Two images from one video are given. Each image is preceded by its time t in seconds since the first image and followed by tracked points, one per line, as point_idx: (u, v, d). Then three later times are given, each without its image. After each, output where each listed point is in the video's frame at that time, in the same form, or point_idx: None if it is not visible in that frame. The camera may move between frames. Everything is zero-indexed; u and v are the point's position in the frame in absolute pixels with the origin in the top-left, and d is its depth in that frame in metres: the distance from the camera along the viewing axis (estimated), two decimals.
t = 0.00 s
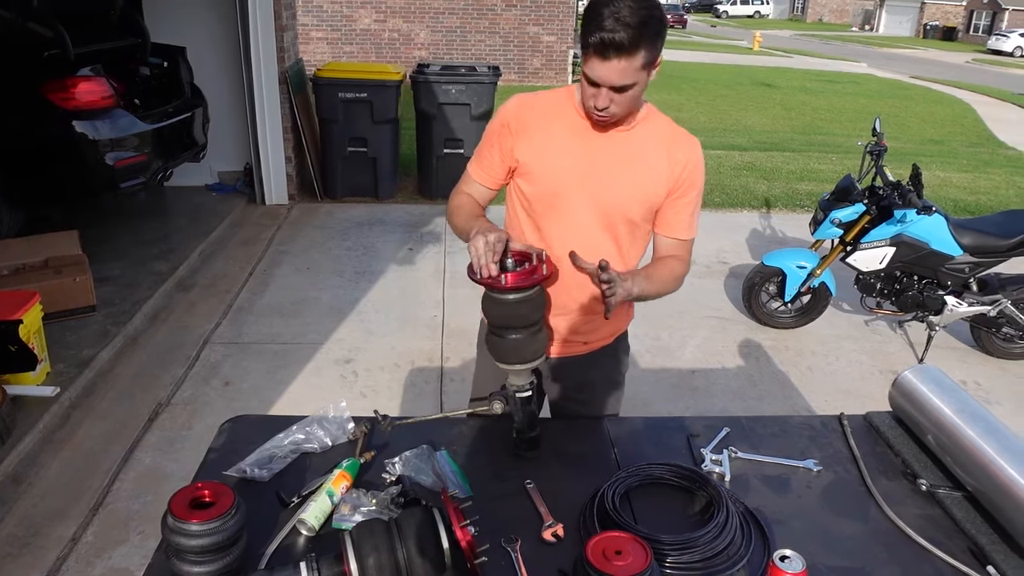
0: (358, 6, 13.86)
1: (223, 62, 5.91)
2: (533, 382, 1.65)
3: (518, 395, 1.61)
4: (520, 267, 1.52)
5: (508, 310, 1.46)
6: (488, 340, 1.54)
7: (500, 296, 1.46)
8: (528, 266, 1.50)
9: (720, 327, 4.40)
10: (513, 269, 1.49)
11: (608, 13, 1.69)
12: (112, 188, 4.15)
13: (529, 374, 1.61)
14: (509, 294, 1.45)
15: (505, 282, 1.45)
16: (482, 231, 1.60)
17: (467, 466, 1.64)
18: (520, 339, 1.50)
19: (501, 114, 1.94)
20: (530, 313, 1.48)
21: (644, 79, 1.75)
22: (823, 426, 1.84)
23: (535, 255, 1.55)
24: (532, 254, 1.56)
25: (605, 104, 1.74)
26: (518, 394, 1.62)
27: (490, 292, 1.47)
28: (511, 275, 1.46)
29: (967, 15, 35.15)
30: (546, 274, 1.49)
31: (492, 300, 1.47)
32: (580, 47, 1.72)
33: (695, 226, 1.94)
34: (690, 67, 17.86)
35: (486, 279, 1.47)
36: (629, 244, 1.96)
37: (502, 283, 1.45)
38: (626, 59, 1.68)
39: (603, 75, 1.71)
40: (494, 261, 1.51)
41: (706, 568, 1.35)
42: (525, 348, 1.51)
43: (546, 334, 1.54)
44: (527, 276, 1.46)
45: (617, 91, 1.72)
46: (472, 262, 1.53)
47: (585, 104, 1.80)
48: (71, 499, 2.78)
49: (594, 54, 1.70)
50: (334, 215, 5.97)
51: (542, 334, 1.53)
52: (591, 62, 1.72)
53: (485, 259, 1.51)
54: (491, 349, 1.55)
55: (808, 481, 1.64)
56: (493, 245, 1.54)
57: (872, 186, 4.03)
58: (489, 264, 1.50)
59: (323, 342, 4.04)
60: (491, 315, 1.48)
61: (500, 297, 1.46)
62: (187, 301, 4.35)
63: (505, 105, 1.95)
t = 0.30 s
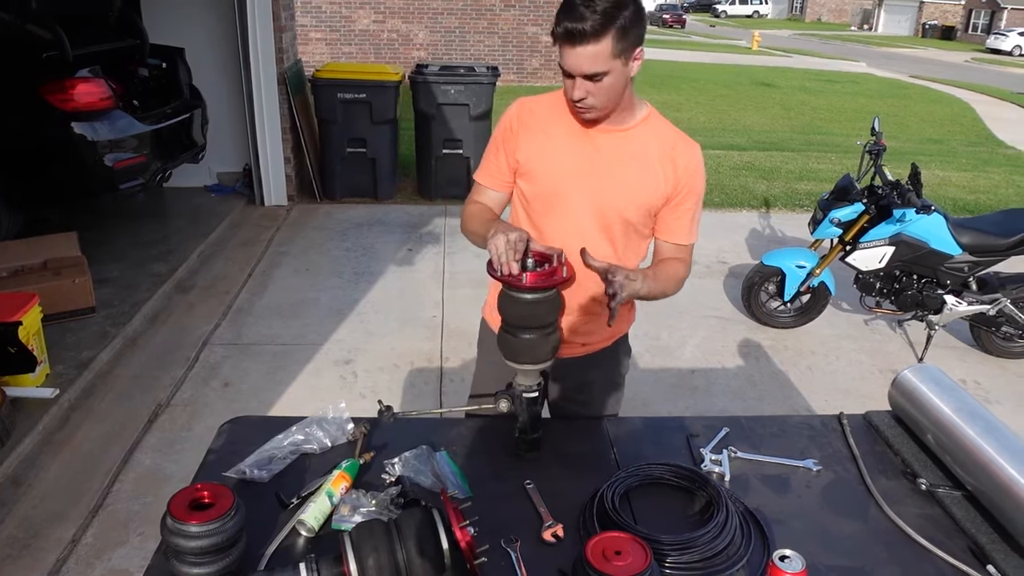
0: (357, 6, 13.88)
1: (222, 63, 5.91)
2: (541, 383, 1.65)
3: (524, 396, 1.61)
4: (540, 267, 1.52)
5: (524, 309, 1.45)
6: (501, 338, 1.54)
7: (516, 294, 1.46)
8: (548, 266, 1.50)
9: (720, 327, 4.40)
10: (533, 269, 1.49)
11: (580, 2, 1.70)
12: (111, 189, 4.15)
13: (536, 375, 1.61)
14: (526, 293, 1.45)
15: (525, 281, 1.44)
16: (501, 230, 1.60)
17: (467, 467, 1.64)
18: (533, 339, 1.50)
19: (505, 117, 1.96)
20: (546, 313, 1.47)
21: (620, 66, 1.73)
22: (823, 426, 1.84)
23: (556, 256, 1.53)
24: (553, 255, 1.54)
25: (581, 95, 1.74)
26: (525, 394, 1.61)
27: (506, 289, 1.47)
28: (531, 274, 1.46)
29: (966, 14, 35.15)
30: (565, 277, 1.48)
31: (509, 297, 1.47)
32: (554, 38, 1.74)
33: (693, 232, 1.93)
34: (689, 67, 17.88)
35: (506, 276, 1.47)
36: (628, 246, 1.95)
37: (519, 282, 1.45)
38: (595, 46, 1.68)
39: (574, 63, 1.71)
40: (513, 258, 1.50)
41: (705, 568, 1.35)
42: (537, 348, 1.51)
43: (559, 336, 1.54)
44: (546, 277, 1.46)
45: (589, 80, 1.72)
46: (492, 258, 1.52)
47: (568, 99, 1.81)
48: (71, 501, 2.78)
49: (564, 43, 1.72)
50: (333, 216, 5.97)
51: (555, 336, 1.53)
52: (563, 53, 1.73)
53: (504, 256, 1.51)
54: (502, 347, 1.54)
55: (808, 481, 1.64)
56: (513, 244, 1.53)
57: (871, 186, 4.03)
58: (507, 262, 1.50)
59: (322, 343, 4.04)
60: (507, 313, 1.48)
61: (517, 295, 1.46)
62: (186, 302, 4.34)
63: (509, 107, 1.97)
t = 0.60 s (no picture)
0: (355, 7, 13.88)
1: (220, 64, 5.91)
2: (540, 384, 1.65)
3: (524, 397, 1.61)
4: (541, 268, 1.52)
5: (524, 310, 1.45)
6: (501, 340, 1.54)
7: (516, 296, 1.46)
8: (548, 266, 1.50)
9: (719, 326, 4.40)
10: (533, 270, 1.49)
11: None
12: (110, 190, 4.14)
13: (537, 376, 1.61)
14: (525, 295, 1.45)
15: (524, 282, 1.44)
16: (503, 232, 1.63)
17: (466, 468, 1.64)
18: (533, 341, 1.50)
19: (505, 117, 1.97)
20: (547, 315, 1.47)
21: (622, 58, 1.73)
22: (823, 425, 1.84)
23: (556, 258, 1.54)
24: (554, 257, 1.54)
25: (586, 88, 1.74)
26: (525, 395, 1.61)
27: (506, 290, 1.47)
28: (531, 275, 1.45)
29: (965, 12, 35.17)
30: (564, 279, 1.48)
31: (509, 298, 1.47)
32: (555, 34, 1.74)
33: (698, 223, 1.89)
34: (688, 66, 17.87)
35: (506, 276, 1.47)
36: (628, 243, 1.94)
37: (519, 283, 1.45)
38: (597, 37, 1.68)
39: (576, 57, 1.71)
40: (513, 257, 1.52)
41: (705, 568, 1.35)
42: (537, 349, 1.51)
43: (560, 338, 1.53)
44: (546, 278, 1.45)
45: (594, 73, 1.72)
46: (493, 258, 1.54)
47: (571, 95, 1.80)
48: (70, 502, 2.77)
49: (566, 38, 1.72)
50: (333, 216, 5.97)
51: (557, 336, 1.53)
52: (565, 47, 1.73)
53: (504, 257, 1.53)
54: (502, 349, 1.54)
55: (808, 481, 1.64)
56: (515, 245, 1.55)
57: (871, 184, 4.03)
58: (507, 262, 1.51)
59: (322, 344, 4.04)
60: (507, 314, 1.48)
61: (516, 297, 1.46)
62: (185, 303, 4.34)
63: (509, 108, 1.98)
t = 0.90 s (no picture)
0: (355, 8, 13.90)
1: (220, 65, 5.91)
2: (542, 384, 1.65)
3: (525, 397, 1.61)
4: (544, 267, 1.51)
5: (526, 309, 1.45)
6: (503, 339, 1.54)
7: (517, 295, 1.45)
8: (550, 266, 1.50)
9: (719, 326, 4.39)
10: (536, 270, 1.48)
11: None
12: (110, 192, 4.13)
13: (538, 376, 1.61)
14: (526, 295, 1.45)
15: (527, 281, 1.44)
16: (501, 233, 1.63)
17: (467, 469, 1.64)
18: (535, 341, 1.49)
19: (504, 119, 1.97)
20: (549, 315, 1.46)
21: (619, 43, 1.73)
22: (823, 425, 1.84)
23: (558, 258, 1.54)
24: (556, 257, 1.54)
25: (585, 74, 1.74)
26: (526, 395, 1.61)
27: (508, 289, 1.47)
28: (533, 274, 1.45)
29: (964, 11, 35.21)
30: (568, 277, 1.48)
31: (511, 298, 1.46)
32: (550, 21, 1.74)
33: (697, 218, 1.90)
34: (688, 66, 17.86)
35: (509, 277, 1.46)
36: (629, 240, 1.94)
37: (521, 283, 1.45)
38: (594, 21, 1.68)
39: (574, 43, 1.71)
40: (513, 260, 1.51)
41: (707, 568, 1.34)
42: (540, 348, 1.51)
43: (563, 335, 1.53)
44: (548, 277, 1.45)
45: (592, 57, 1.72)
46: (495, 259, 1.54)
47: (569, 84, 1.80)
48: (71, 504, 2.77)
49: (562, 24, 1.72)
50: (333, 217, 5.97)
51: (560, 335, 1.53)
52: (561, 33, 1.72)
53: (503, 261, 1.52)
54: (505, 349, 1.54)
55: (809, 481, 1.64)
56: (516, 246, 1.55)
57: (871, 184, 4.03)
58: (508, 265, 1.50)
59: (322, 345, 4.04)
60: (510, 314, 1.47)
61: (517, 297, 1.45)
62: (185, 304, 4.34)
63: (507, 110, 1.98)
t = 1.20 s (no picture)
0: (355, 9, 13.92)
1: (219, 67, 5.91)
2: (543, 386, 1.65)
3: (527, 398, 1.61)
4: (545, 268, 1.51)
5: (528, 311, 1.45)
6: (504, 340, 1.54)
7: (518, 295, 1.45)
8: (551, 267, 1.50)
9: (720, 327, 4.39)
10: (537, 271, 1.48)
11: None
12: (110, 194, 4.13)
13: (540, 378, 1.61)
14: (527, 295, 1.44)
15: (528, 283, 1.44)
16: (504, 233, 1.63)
17: (467, 470, 1.64)
18: (536, 341, 1.49)
19: (491, 126, 1.96)
20: (551, 315, 1.46)
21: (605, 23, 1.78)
22: (824, 425, 1.83)
23: (560, 258, 1.54)
24: (557, 257, 1.54)
25: (577, 44, 1.76)
26: (527, 396, 1.61)
27: (509, 289, 1.46)
28: (535, 276, 1.45)
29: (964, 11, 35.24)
30: (569, 277, 1.48)
31: (513, 299, 1.46)
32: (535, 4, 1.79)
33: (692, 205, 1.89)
34: (687, 66, 17.87)
35: (510, 278, 1.46)
36: (626, 234, 1.94)
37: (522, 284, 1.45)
38: None
39: (563, 15, 1.74)
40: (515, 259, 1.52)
41: (708, 568, 1.34)
42: (541, 349, 1.50)
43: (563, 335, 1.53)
44: (550, 279, 1.45)
45: (584, 26, 1.74)
46: (496, 260, 1.54)
47: (559, 65, 1.81)
48: (71, 506, 2.77)
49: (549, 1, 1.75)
50: (332, 219, 5.97)
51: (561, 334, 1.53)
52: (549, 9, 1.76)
53: (505, 260, 1.53)
54: (505, 349, 1.54)
55: (809, 481, 1.63)
56: (518, 246, 1.56)
57: (871, 184, 4.03)
58: (509, 265, 1.50)
59: (322, 346, 4.04)
60: (511, 314, 1.47)
61: (519, 297, 1.45)
62: (186, 306, 4.34)
63: (493, 117, 1.97)
